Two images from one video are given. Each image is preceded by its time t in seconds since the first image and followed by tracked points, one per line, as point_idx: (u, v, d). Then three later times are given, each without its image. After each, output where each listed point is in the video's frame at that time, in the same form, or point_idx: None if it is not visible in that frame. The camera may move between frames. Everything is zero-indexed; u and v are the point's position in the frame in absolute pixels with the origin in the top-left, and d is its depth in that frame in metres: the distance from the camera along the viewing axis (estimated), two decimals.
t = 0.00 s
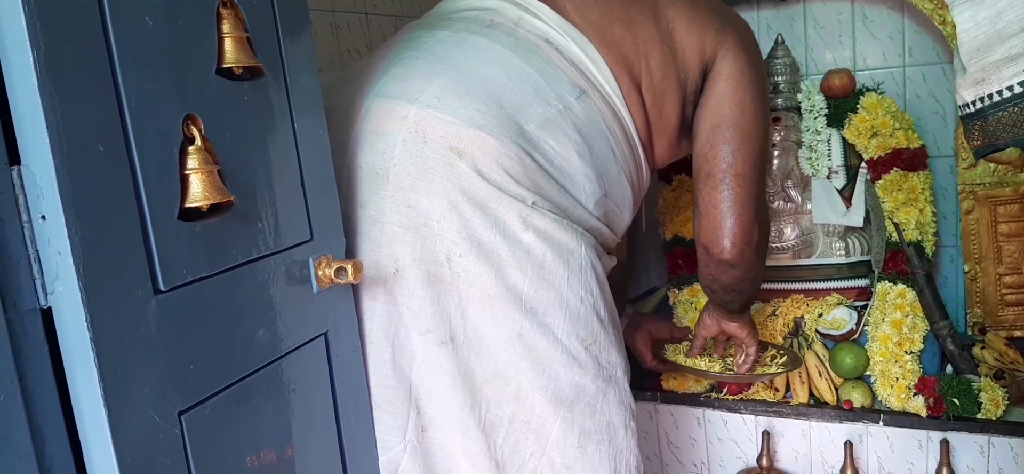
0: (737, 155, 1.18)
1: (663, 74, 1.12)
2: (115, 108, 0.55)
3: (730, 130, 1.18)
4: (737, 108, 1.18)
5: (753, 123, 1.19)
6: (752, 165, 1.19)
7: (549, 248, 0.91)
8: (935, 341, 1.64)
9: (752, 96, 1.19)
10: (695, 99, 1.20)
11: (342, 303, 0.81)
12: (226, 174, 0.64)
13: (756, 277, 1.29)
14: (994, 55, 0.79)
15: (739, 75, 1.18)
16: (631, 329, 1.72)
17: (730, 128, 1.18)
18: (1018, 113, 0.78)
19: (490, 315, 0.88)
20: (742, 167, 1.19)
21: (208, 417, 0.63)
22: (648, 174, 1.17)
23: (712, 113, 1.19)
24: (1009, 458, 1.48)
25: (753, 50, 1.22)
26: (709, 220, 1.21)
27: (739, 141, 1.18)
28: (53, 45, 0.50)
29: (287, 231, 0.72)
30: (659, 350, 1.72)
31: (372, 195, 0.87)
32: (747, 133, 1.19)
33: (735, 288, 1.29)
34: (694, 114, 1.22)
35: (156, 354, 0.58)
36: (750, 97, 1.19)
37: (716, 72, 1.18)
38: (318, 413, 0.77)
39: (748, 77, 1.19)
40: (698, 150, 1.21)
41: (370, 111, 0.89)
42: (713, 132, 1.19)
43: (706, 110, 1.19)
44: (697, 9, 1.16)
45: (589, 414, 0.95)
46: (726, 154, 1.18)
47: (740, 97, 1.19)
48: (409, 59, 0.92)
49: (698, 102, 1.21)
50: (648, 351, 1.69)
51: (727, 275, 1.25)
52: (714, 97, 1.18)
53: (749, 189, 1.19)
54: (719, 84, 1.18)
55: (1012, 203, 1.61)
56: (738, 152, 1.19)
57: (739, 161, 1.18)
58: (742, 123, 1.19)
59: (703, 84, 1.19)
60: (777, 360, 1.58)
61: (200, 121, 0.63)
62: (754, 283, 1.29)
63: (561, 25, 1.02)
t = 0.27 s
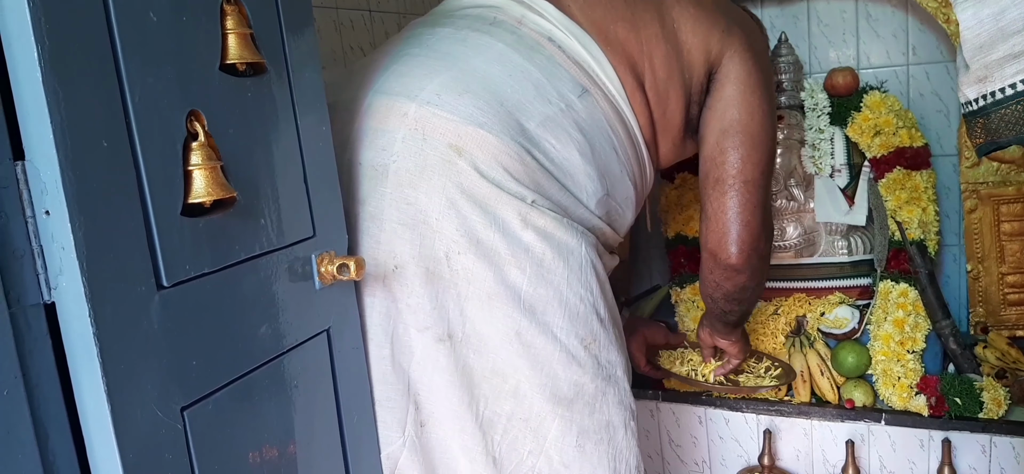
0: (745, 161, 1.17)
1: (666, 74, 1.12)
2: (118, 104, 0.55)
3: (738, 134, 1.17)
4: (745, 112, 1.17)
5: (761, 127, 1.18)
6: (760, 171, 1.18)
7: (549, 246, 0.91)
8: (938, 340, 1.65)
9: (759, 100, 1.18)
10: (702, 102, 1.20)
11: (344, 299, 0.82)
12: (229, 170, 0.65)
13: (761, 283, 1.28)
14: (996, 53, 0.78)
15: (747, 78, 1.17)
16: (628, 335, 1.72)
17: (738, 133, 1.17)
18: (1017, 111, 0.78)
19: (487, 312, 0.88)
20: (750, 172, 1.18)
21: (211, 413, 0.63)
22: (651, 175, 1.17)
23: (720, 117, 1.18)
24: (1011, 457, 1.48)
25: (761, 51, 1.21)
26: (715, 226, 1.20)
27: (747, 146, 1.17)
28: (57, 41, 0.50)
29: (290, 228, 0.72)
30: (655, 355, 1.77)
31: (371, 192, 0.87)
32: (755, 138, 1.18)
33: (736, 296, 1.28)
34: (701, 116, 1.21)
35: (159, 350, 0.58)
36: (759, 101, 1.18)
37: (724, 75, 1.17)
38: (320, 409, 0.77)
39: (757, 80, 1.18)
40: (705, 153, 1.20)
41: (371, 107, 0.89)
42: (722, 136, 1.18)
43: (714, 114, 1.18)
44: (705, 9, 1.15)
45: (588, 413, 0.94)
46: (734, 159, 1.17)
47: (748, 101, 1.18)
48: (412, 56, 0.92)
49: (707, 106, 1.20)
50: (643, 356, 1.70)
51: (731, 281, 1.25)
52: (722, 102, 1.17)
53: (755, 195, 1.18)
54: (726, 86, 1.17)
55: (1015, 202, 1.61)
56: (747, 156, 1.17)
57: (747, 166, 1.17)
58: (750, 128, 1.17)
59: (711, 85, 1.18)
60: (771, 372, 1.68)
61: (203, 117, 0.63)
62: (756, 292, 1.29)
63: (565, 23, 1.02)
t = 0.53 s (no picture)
0: (751, 169, 1.18)
1: (670, 73, 1.12)
2: (118, 100, 0.55)
3: (743, 141, 1.18)
4: (748, 116, 1.18)
5: (764, 133, 1.19)
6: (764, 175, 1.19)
7: (552, 242, 0.91)
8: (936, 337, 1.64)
9: (762, 104, 1.19)
10: (705, 106, 1.20)
11: (343, 296, 0.82)
12: (228, 167, 0.65)
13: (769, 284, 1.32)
14: (995, 51, 0.78)
15: (749, 82, 1.18)
16: (635, 335, 1.79)
17: (742, 140, 1.18)
18: (1017, 108, 0.78)
19: (489, 308, 0.88)
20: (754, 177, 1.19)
21: (210, 409, 0.63)
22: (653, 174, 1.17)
23: (724, 122, 1.19)
24: (1010, 455, 1.48)
25: (762, 53, 1.21)
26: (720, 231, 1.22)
27: (751, 153, 1.18)
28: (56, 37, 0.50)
29: (289, 224, 0.72)
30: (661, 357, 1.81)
31: (374, 186, 0.87)
32: (758, 142, 1.19)
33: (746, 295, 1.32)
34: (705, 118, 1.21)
35: (158, 346, 0.58)
36: (761, 105, 1.19)
37: (727, 79, 1.18)
38: (319, 405, 0.77)
39: (758, 85, 1.19)
40: (710, 158, 1.21)
41: (374, 102, 0.89)
42: (725, 142, 1.19)
43: (718, 120, 1.19)
44: (708, 11, 1.15)
45: (589, 409, 0.94)
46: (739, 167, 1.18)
47: (751, 105, 1.18)
48: (415, 52, 0.92)
49: (710, 109, 1.20)
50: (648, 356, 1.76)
51: (740, 283, 1.28)
52: (727, 108, 1.18)
53: (760, 201, 1.20)
54: (730, 90, 1.18)
55: (1015, 200, 1.61)
56: (751, 162, 1.18)
57: (752, 174, 1.18)
58: (754, 134, 1.18)
59: (714, 88, 1.19)
60: (779, 377, 1.69)
61: (202, 114, 0.63)
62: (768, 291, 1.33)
63: (568, 21, 1.02)
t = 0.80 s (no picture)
0: (749, 186, 1.21)
1: (667, 78, 1.11)
2: (110, 101, 0.55)
3: (741, 158, 1.20)
4: (746, 134, 1.19)
5: (762, 148, 1.20)
6: (762, 192, 1.22)
7: (548, 241, 0.91)
8: (931, 337, 1.64)
9: (760, 119, 1.19)
10: (704, 119, 1.21)
11: (337, 297, 0.81)
12: (221, 167, 0.64)
13: (776, 292, 1.34)
14: (988, 50, 0.79)
15: (747, 98, 1.18)
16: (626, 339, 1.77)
17: (740, 157, 1.20)
18: (1012, 108, 0.78)
19: (486, 306, 0.87)
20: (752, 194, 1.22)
21: (204, 411, 0.63)
22: (647, 176, 1.17)
23: (723, 140, 1.20)
24: (1004, 454, 1.49)
25: (760, 63, 1.20)
26: (723, 244, 1.26)
27: (750, 169, 1.20)
28: (47, 37, 0.50)
29: (283, 224, 0.72)
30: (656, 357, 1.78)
31: (370, 184, 0.86)
32: (757, 159, 1.20)
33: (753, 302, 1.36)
34: (704, 130, 1.22)
35: (152, 347, 0.58)
36: (759, 121, 1.19)
37: (726, 94, 1.17)
38: (313, 406, 0.77)
39: (758, 100, 1.19)
40: (711, 173, 1.24)
41: (371, 100, 0.89)
42: (725, 158, 1.21)
43: (717, 136, 1.20)
44: (705, 21, 1.14)
45: (585, 408, 0.94)
46: (737, 184, 1.21)
47: (750, 122, 1.19)
48: (414, 51, 0.92)
49: (709, 123, 1.21)
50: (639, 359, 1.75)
51: (742, 290, 1.32)
52: (725, 124, 1.19)
53: (759, 217, 1.23)
54: (728, 107, 1.18)
55: (1009, 200, 1.62)
56: (749, 178, 1.21)
57: (750, 191, 1.21)
58: (752, 151, 1.20)
59: (713, 102, 1.19)
60: (768, 379, 1.66)
61: (195, 114, 0.62)
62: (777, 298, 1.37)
63: (565, 23, 1.02)
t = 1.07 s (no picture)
0: (744, 193, 1.22)
1: (667, 83, 1.11)
2: (107, 99, 0.55)
3: (737, 165, 1.21)
4: (742, 142, 1.20)
5: (756, 155, 1.22)
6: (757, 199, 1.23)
7: (549, 238, 0.91)
8: (929, 337, 1.65)
9: (756, 128, 1.21)
10: (702, 125, 1.21)
11: (335, 296, 0.81)
12: (218, 166, 0.64)
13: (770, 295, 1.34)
14: (987, 49, 0.78)
15: (745, 106, 1.19)
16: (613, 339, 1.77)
17: (736, 164, 1.21)
18: (1011, 106, 0.78)
19: (487, 303, 0.87)
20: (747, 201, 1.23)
21: (201, 411, 0.63)
22: (645, 177, 1.16)
23: (720, 147, 1.21)
24: (1003, 453, 1.48)
25: (759, 72, 1.21)
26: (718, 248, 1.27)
27: (745, 177, 1.22)
28: (44, 35, 0.50)
29: (280, 223, 0.72)
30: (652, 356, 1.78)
31: (373, 179, 0.86)
32: (752, 167, 1.22)
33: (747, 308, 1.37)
34: (702, 136, 1.23)
35: (149, 347, 0.57)
36: (755, 128, 1.20)
37: (724, 101, 1.18)
38: (312, 405, 0.77)
39: (755, 108, 1.20)
40: (707, 179, 1.25)
41: (373, 97, 0.88)
42: (721, 165, 1.22)
43: (713, 142, 1.21)
44: (707, 29, 1.15)
45: (585, 405, 0.93)
46: (733, 190, 1.22)
47: (746, 131, 1.20)
48: (416, 49, 0.92)
49: (706, 130, 1.22)
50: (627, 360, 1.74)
51: (736, 294, 1.33)
52: (723, 131, 1.20)
53: (753, 223, 1.24)
54: (726, 116, 1.19)
55: (1006, 199, 1.62)
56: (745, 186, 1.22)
57: (745, 198, 1.22)
58: (747, 158, 1.21)
59: (710, 108, 1.19)
60: (752, 381, 1.66)
61: (192, 113, 0.62)
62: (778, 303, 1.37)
63: (567, 23, 1.01)
